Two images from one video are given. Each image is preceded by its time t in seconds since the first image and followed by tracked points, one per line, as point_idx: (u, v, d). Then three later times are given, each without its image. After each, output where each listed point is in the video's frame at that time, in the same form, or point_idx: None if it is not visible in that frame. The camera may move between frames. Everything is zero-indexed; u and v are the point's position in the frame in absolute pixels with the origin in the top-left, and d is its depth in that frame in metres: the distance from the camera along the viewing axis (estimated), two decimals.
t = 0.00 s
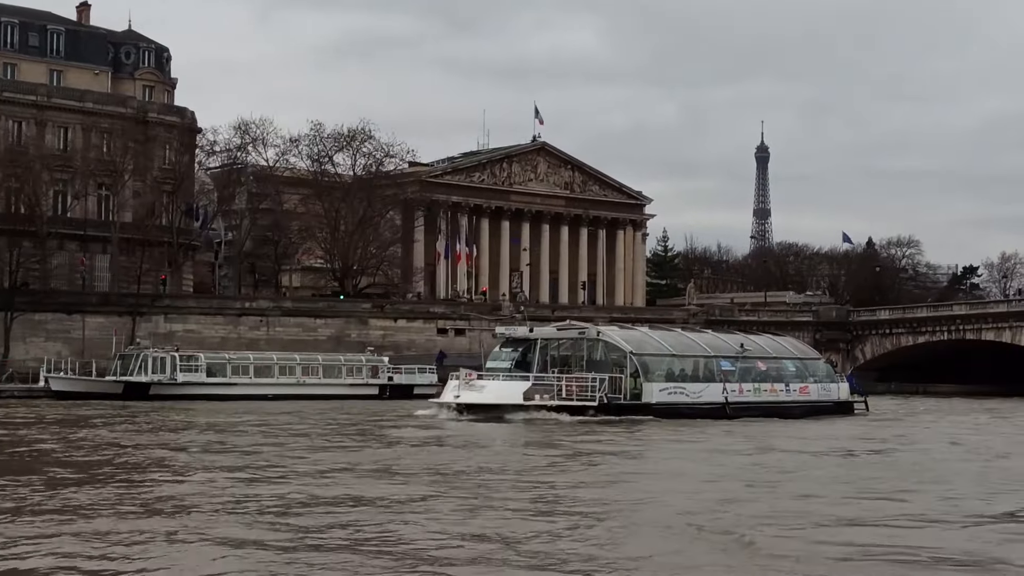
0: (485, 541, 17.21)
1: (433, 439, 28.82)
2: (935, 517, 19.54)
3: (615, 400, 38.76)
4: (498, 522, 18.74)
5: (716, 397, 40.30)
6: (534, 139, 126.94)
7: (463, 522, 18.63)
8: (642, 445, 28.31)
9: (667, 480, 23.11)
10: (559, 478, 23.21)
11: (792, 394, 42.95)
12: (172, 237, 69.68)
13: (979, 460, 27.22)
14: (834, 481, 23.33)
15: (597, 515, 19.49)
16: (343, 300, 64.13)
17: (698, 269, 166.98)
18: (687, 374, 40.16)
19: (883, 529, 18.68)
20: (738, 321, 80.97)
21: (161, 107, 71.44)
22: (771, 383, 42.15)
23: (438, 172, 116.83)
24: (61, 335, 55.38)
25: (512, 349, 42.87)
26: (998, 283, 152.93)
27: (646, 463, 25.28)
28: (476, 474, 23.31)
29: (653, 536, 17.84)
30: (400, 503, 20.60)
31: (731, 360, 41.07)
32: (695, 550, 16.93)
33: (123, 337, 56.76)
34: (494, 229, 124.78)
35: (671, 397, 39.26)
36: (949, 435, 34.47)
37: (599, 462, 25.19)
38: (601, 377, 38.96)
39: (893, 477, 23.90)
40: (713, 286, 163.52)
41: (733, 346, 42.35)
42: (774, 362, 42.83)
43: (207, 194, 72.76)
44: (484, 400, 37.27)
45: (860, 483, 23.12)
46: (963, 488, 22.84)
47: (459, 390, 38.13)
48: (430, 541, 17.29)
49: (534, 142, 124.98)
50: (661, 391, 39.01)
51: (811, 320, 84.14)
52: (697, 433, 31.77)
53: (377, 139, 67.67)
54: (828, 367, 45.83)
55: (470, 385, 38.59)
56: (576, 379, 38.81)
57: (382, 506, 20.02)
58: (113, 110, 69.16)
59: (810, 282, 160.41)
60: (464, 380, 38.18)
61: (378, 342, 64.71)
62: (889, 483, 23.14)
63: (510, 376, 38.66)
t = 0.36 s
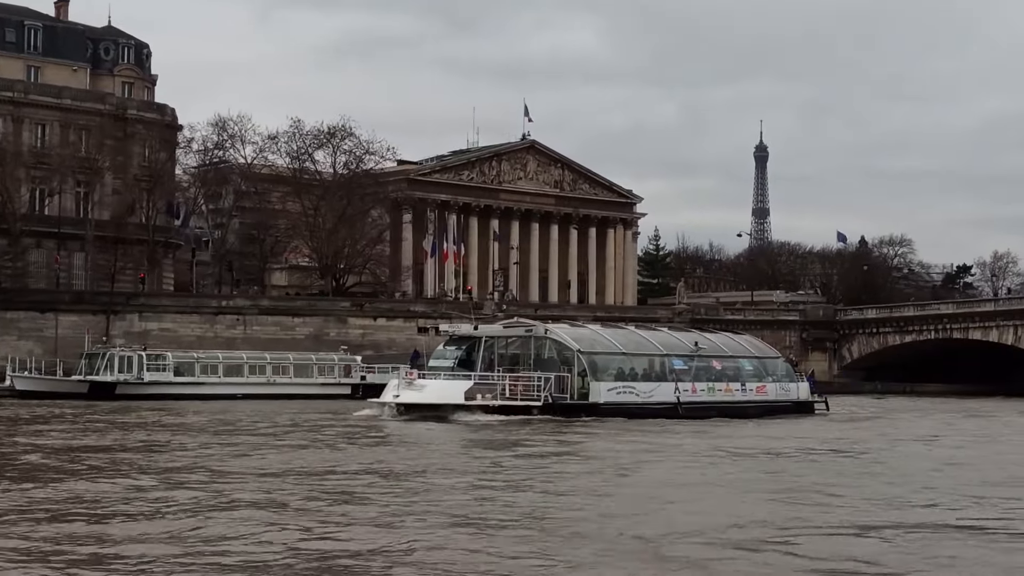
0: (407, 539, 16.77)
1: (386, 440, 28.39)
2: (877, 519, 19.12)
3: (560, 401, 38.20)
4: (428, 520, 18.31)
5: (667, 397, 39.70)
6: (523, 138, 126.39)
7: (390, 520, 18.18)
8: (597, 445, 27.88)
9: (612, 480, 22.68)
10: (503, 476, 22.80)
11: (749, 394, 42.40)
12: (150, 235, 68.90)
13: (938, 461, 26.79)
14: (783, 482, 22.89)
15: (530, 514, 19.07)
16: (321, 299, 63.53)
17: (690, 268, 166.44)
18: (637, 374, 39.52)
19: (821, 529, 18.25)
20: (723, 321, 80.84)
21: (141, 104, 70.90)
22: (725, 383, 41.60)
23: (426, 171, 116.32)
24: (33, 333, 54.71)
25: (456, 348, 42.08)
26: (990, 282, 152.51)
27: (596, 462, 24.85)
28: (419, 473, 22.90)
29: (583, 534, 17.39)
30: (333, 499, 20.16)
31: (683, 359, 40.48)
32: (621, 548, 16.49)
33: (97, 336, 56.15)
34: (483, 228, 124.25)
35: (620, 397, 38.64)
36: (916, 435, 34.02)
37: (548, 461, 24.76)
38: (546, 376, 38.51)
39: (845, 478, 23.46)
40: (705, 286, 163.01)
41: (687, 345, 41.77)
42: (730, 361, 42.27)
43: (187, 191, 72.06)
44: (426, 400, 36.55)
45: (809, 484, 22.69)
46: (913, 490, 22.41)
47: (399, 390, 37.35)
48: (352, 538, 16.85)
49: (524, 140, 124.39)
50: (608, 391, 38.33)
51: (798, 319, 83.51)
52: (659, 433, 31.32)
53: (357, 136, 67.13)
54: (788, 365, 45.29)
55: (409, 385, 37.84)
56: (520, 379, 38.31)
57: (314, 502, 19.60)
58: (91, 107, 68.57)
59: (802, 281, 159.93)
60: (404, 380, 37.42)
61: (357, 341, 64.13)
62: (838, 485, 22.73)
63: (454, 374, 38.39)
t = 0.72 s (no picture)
0: (324, 537, 16.39)
1: (339, 437, 27.93)
2: (819, 521, 18.67)
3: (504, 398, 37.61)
4: (355, 518, 17.84)
5: (616, 394, 39.02)
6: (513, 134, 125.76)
7: (316, 518, 17.72)
8: (552, 441, 27.42)
9: (557, 477, 22.22)
10: (446, 470, 22.35)
11: (702, 391, 41.86)
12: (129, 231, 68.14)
13: (898, 459, 26.34)
14: (733, 480, 22.43)
15: (463, 512, 18.62)
16: (300, 295, 63.00)
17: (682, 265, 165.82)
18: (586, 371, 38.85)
19: (757, 533, 17.82)
20: (708, 317, 81.26)
21: (120, 98, 70.12)
22: (678, 380, 41.04)
23: (415, 167, 115.80)
24: (5, 330, 54.12)
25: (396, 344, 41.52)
26: (983, 279, 151.96)
27: (546, 458, 24.39)
28: (362, 467, 22.45)
29: (511, 534, 16.92)
30: (266, 494, 19.69)
31: (634, 356, 39.83)
32: (546, 550, 16.02)
33: (70, 333, 55.58)
34: (473, 224, 123.70)
35: (566, 394, 38.00)
36: (885, 433, 33.56)
37: (497, 457, 24.31)
38: (488, 373, 38.02)
39: (797, 477, 23.02)
40: (697, 283, 162.65)
41: (638, 341, 41.11)
42: (683, 358, 41.69)
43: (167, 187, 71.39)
44: (359, 399, 36.04)
45: (758, 482, 22.23)
46: (865, 490, 21.94)
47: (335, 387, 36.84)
48: (271, 538, 16.38)
49: (513, 137, 123.79)
50: (553, 388, 37.66)
51: (785, 317, 82.83)
52: (620, 430, 30.85)
53: (337, 131, 66.64)
54: (745, 362, 44.75)
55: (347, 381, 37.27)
56: (462, 377, 37.66)
57: (241, 497, 19.21)
58: (70, 102, 68.03)
59: (794, 278, 159.53)
60: (341, 377, 36.88)
61: (337, 338, 63.49)
62: (789, 483, 22.27)
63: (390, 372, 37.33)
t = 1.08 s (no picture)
0: (236, 539, 15.99)
1: (294, 433, 27.50)
2: (763, 520, 18.25)
3: (450, 396, 36.90)
4: (285, 519, 17.43)
5: (568, 391, 38.68)
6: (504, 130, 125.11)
7: (243, 518, 17.31)
8: (509, 437, 27.04)
9: (506, 473, 21.82)
10: (393, 466, 21.95)
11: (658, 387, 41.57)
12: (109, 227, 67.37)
13: (859, 456, 25.94)
14: (684, 479, 22.01)
15: (398, 511, 18.21)
16: (281, 292, 62.43)
17: (675, 261, 165.13)
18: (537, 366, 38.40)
19: (696, 532, 17.41)
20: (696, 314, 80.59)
21: (100, 94, 69.50)
22: (634, 377, 40.75)
23: (405, 163, 115.15)
24: None
25: (339, 340, 40.57)
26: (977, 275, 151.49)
27: (499, 454, 23.98)
28: (307, 463, 22.05)
29: (441, 535, 16.51)
30: (200, 492, 19.28)
31: (587, 352, 39.36)
32: (467, 551, 15.66)
33: (45, 329, 55.03)
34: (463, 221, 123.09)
35: (515, 391, 37.44)
36: (856, 431, 33.15)
37: (449, 452, 23.90)
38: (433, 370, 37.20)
39: (751, 476, 22.62)
40: (690, 279, 162.12)
41: (592, 337, 40.62)
42: (640, 354, 41.35)
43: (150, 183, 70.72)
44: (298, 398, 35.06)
45: (709, 480, 21.83)
46: (817, 488, 21.54)
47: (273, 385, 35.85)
48: (191, 540, 15.97)
49: (504, 132, 123.15)
50: (501, 384, 37.13)
51: (773, 314, 82.09)
52: (585, 427, 30.43)
53: (319, 126, 65.97)
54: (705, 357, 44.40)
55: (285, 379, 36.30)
56: (405, 374, 36.86)
57: (164, 497, 18.81)
58: (51, 97, 67.48)
59: (788, 275, 159.04)
60: (279, 375, 35.89)
61: (316, 335, 62.91)
62: (741, 482, 21.87)
63: (332, 368, 36.31)
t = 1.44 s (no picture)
0: (135, 542, 15.77)
1: (244, 435, 27.12)
2: (697, 521, 17.86)
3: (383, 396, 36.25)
4: (194, 520, 17.21)
5: (512, 392, 38.13)
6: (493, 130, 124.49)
7: (156, 523, 16.97)
8: (455, 438, 26.79)
9: (446, 475, 21.47)
10: (330, 469, 21.59)
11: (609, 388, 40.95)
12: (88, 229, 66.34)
13: (812, 456, 25.55)
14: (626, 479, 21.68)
15: (323, 515, 17.86)
16: (259, 291, 61.85)
17: (668, 261, 164.33)
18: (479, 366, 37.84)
19: (623, 533, 17.06)
20: (682, 313, 80.02)
21: (79, 91, 67.56)
22: (583, 377, 40.14)
23: (393, 162, 114.57)
24: None
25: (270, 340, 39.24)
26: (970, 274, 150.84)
27: (444, 458, 23.60)
28: (237, 464, 21.81)
29: (354, 539, 16.15)
30: (125, 494, 18.92)
31: (532, 351, 38.85)
32: (369, 552, 15.45)
33: (17, 329, 54.49)
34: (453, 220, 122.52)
35: (455, 391, 36.92)
36: (820, 431, 32.80)
37: (394, 455, 23.55)
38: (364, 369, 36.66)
39: (697, 476, 22.26)
40: (683, 278, 161.51)
41: (539, 336, 40.10)
42: (589, 353, 40.75)
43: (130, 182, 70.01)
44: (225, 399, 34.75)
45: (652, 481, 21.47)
46: (761, 489, 21.17)
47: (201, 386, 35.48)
48: (99, 546, 15.64)
49: (493, 131, 122.53)
50: (441, 384, 36.61)
51: (761, 313, 81.24)
52: (542, 429, 30.04)
53: (298, 123, 65.43)
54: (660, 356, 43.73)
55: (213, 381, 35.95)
56: (338, 373, 36.56)
57: (78, 498, 18.58)
58: (27, 95, 65.57)
59: (781, 274, 158.43)
60: (207, 376, 35.56)
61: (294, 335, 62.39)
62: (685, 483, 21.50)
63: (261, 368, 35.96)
